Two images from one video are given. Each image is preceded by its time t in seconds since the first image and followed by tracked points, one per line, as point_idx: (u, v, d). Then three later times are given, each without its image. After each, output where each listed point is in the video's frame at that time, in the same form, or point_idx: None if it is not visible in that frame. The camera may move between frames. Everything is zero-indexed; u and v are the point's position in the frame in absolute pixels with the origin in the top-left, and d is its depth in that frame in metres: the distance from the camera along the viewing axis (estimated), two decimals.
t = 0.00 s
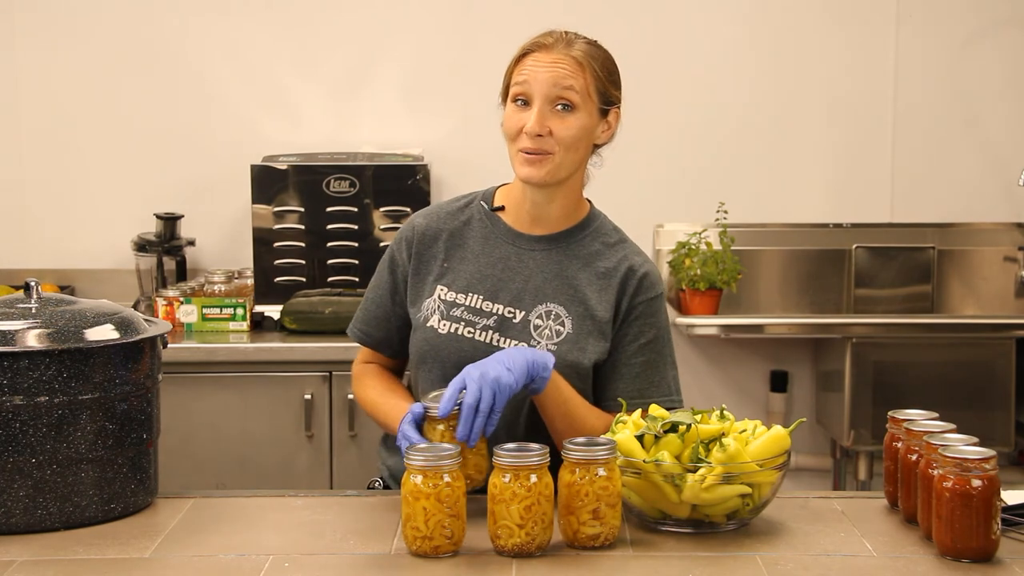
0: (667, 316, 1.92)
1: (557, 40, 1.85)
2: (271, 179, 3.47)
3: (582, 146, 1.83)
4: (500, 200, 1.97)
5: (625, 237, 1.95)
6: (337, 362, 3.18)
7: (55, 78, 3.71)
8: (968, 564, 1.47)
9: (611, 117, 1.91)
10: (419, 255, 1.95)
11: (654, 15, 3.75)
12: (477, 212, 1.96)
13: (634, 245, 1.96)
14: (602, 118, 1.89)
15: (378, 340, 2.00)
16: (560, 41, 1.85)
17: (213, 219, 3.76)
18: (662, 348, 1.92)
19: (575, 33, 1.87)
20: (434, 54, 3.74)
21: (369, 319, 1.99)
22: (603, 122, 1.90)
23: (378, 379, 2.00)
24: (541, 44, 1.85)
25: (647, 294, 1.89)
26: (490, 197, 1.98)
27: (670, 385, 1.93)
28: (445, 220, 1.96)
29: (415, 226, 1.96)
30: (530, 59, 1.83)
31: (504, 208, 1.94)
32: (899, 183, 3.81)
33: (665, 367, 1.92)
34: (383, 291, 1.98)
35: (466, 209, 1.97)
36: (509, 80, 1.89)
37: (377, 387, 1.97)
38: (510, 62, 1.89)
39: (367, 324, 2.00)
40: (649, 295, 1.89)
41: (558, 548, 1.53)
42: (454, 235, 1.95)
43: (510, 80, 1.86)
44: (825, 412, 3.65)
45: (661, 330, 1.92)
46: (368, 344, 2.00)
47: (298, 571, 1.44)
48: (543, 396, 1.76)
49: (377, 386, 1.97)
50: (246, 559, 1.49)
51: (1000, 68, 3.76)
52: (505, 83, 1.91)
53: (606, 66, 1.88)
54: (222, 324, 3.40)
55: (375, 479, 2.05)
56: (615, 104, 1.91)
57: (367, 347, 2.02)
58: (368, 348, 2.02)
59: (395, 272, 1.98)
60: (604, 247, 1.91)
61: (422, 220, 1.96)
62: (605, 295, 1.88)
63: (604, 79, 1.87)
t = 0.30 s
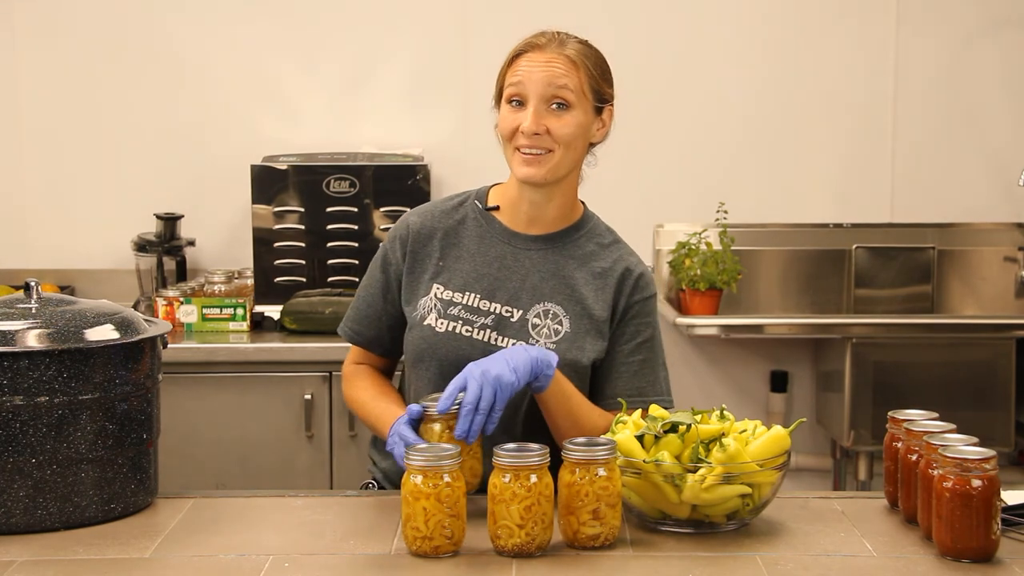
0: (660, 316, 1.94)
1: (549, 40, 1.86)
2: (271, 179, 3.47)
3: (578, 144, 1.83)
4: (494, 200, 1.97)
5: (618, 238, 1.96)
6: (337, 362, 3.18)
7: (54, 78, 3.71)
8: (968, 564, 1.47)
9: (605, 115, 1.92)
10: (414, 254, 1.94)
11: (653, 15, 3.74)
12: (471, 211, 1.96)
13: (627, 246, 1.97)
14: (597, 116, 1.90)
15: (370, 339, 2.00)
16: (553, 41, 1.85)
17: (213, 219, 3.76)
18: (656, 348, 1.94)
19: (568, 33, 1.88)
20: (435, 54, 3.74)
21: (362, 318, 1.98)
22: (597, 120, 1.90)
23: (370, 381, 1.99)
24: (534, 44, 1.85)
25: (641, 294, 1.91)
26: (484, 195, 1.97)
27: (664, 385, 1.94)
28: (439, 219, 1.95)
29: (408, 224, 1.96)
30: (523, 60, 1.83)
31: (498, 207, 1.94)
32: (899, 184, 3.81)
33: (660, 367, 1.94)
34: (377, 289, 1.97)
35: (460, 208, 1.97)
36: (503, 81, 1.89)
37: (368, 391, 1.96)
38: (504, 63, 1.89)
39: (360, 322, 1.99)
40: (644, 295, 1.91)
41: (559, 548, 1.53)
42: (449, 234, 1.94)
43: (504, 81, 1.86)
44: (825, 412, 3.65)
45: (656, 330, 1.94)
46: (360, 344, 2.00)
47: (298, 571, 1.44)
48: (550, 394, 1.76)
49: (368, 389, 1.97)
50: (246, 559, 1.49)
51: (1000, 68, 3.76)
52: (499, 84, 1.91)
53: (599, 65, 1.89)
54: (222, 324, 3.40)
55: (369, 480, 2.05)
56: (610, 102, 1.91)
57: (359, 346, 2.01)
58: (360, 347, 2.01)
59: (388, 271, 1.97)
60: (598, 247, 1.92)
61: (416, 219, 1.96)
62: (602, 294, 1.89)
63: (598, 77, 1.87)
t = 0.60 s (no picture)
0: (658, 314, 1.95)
1: (549, 39, 1.86)
2: (271, 179, 3.47)
3: (579, 142, 1.83)
4: (491, 200, 1.96)
5: (615, 236, 1.96)
6: (337, 363, 3.18)
7: (53, 79, 3.71)
8: (968, 564, 1.47)
9: (603, 114, 1.92)
10: (412, 256, 1.94)
11: (653, 15, 3.74)
12: (468, 212, 1.95)
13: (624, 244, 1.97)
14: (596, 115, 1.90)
15: (379, 346, 1.98)
16: (553, 40, 1.85)
17: (213, 219, 3.76)
18: (655, 346, 1.95)
19: (566, 32, 1.88)
20: (435, 54, 3.74)
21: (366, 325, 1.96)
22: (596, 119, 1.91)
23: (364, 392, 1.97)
24: (534, 43, 1.85)
25: (640, 293, 1.92)
26: (480, 196, 1.97)
27: (663, 383, 1.96)
28: (437, 220, 1.94)
29: (405, 224, 1.94)
30: (522, 58, 1.84)
31: (496, 208, 1.94)
32: (899, 184, 3.81)
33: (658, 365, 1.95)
34: (375, 292, 1.96)
35: (457, 208, 1.96)
36: (501, 81, 1.89)
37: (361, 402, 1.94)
38: (502, 63, 1.89)
39: (362, 326, 1.97)
40: (642, 294, 1.92)
41: (559, 548, 1.53)
42: (447, 235, 1.94)
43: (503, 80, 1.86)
44: (825, 412, 3.65)
45: (654, 329, 1.95)
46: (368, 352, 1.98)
47: (298, 571, 1.44)
48: (551, 393, 1.76)
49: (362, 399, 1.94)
50: (246, 559, 1.49)
51: (1000, 68, 3.76)
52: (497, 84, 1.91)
53: (598, 64, 1.89)
54: (222, 324, 3.40)
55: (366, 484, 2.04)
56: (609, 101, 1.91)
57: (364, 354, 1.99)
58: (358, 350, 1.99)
59: (386, 273, 1.95)
60: (596, 247, 1.92)
61: (413, 219, 1.95)
62: (602, 294, 1.89)
63: (597, 76, 1.88)
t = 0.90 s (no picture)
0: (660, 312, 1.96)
1: (533, 34, 1.88)
2: (271, 179, 3.47)
3: (579, 128, 1.84)
4: (491, 201, 1.96)
5: (614, 234, 1.96)
6: (337, 363, 3.18)
7: (53, 79, 3.71)
8: (968, 564, 1.47)
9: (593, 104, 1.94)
10: (413, 257, 1.93)
11: (652, 14, 3.74)
12: (468, 213, 1.95)
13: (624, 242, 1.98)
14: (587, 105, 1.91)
15: (384, 350, 1.96)
16: (537, 35, 1.87)
17: (213, 219, 3.76)
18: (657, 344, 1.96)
19: (548, 28, 1.90)
20: (435, 54, 3.74)
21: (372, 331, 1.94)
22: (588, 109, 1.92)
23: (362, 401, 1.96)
24: (519, 39, 1.87)
25: (642, 291, 1.93)
26: (479, 196, 1.97)
27: (665, 382, 1.97)
28: (437, 221, 1.94)
29: (405, 226, 1.94)
30: (511, 55, 1.85)
31: (498, 208, 1.94)
32: (899, 184, 3.81)
33: (661, 364, 1.97)
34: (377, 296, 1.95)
35: (457, 209, 1.96)
36: (491, 82, 1.90)
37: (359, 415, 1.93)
38: (489, 64, 1.90)
39: (365, 331, 1.95)
40: (644, 291, 1.93)
41: (559, 548, 1.53)
42: (448, 235, 1.94)
43: (494, 79, 1.87)
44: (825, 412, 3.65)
45: (656, 327, 1.96)
46: (373, 358, 1.96)
47: (298, 571, 1.44)
48: (558, 394, 1.76)
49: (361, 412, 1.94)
50: (246, 559, 1.49)
51: (1000, 68, 3.76)
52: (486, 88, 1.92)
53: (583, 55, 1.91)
54: (222, 325, 3.40)
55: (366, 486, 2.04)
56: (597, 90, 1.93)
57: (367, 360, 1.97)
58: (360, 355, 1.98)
59: (387, 276, 1.94)
60: (597, 245, 1.93)
61: (412, 220, 1.94)
62: (605, 293, 1.90)
63: (584, 66, 1.90)
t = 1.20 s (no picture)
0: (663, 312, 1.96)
1: (518, 34, 1.89)
2: (271, 179, 3.47)
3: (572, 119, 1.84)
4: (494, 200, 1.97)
5: (618, 234, 1.97)
6: (337, 362, 3.18)
7: (52, 79, 3.71)
8: (968, 564, 1.47)
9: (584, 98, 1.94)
10: (416, 255, 1.94)
11: (652, 14, 3.74)
12: (472, 211, 1.96)
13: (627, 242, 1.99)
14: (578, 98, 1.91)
15: (390, 346, 1.97)
16: (522, 34, 1.88)
17: (213, 219, 3.76)
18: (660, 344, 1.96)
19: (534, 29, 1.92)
20: (434, 55, 3.74)
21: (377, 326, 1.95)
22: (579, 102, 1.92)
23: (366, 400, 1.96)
24: (503, 40, 1.88)
25: (645, 290, 1.93)
26: (483, 194, 1.98)
27: (669, 382, 1.96)
28: (441, 219, 1.96)
29: (410, 224, 1.95)
30: (498, 56, 1.86)
31: (500, 207, 1.94)
32: (899, 183, 3.81)
33: (665, 364, 1.96)
34: (381, 293, 1.96)
35: (461, 208, 1.97)
36: (481, 86, 1.91)
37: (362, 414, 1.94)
38: (478, 69, 1.92)
39: (369, 328, 1.96)
40: (647, 290, 1.93)
41: (559, 548, 1.53)
42: (451, 234, 1.95)
43: (484, 81, 1.88)
44: (825, 412, 3.65)
45: (659, 328, 1.96)
46: (379, 355, 1.97)
47: (298, 571, 1.44)
48: (553, 393, 1.76)
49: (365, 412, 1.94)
50: (246, 559, 1.49)
51: (1000, 68, 3.76)
52: (478, 93, 1.93)
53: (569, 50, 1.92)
54: (223, 324, 3.40)
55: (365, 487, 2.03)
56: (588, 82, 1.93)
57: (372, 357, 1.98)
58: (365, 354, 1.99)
59: (392, 273, 1.96)
60: (600, 244, 1.93)
61: (417, 218, 1.96)
62: (607, 292, 1.90)
63: (571, 61, 1.90)
